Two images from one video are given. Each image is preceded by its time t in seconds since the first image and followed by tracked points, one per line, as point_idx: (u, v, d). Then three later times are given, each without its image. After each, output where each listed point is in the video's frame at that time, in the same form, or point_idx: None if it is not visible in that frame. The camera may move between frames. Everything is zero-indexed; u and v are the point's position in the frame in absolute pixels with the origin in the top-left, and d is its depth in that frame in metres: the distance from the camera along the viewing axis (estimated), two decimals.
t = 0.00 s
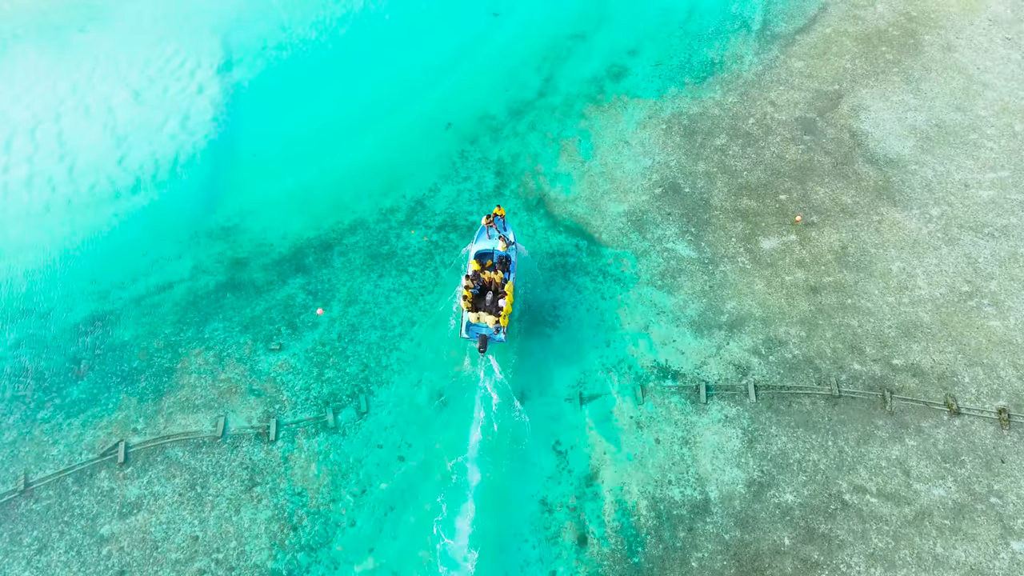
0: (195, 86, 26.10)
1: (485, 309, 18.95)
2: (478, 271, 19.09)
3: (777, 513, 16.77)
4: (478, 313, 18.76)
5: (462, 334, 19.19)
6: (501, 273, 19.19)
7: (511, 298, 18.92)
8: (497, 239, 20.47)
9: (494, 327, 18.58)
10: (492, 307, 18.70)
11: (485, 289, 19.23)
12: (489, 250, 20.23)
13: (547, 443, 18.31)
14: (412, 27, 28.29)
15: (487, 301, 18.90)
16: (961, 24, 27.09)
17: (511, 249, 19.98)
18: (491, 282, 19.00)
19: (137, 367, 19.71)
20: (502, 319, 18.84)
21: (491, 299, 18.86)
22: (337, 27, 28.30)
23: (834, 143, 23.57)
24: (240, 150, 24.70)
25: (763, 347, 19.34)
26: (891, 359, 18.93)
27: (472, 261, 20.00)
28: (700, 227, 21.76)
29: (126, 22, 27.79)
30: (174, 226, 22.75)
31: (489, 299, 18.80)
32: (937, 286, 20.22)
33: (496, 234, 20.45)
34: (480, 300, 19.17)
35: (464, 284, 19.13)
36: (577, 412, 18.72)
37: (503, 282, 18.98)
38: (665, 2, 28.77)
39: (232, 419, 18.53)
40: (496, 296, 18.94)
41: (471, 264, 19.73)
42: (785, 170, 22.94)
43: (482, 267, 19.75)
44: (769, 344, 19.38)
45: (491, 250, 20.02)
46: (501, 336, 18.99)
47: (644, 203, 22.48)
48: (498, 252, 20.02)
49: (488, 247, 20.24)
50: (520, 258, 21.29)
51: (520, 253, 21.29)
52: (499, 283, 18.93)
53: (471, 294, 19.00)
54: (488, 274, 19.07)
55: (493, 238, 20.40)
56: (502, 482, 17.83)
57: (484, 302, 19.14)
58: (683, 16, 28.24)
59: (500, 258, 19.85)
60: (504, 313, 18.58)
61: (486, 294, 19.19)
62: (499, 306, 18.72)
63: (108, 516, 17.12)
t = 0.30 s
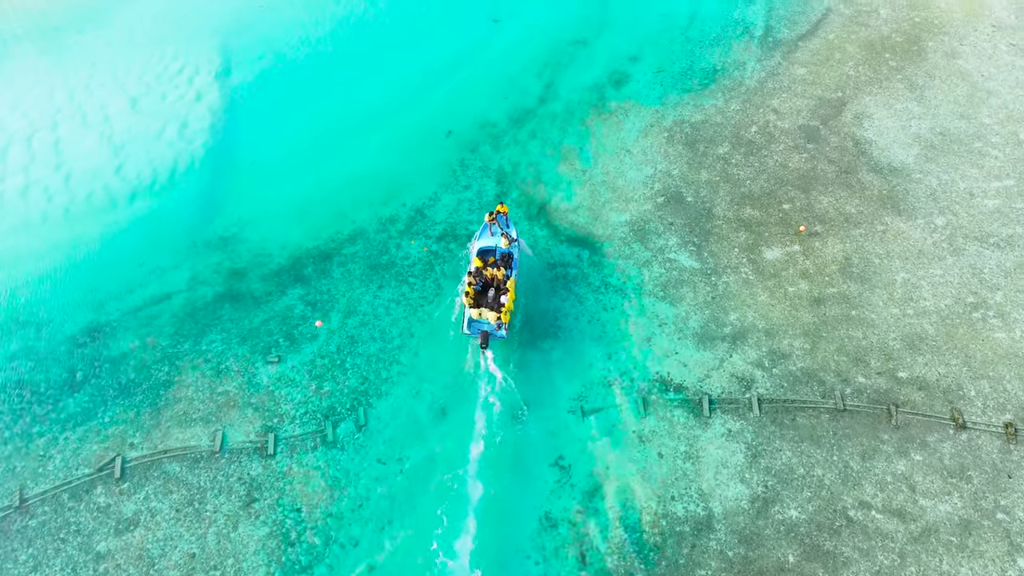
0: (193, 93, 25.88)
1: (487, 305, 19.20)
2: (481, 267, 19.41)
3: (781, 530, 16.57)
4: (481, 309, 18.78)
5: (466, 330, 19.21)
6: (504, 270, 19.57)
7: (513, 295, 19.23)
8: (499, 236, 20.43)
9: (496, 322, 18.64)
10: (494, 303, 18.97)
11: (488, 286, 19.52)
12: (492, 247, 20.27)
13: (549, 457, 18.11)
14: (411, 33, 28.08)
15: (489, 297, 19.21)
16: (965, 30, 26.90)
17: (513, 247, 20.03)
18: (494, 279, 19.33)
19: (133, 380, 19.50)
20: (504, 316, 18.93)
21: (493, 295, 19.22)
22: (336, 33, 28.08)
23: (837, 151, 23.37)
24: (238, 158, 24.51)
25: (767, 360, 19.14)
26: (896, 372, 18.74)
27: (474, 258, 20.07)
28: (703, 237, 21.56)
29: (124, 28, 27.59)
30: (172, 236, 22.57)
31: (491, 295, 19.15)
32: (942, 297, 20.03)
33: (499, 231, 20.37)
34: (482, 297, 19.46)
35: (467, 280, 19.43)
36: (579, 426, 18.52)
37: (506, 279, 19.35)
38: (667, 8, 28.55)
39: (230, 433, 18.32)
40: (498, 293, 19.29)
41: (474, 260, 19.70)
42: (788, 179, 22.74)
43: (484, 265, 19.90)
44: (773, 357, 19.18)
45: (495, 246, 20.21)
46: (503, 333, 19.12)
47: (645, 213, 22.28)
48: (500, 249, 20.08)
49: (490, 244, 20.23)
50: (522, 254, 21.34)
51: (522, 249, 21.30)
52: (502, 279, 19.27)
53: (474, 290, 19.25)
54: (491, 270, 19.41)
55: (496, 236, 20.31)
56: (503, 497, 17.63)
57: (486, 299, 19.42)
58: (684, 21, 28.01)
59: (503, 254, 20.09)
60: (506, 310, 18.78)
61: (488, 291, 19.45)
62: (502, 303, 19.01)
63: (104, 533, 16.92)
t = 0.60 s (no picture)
0: (191, 102, 25.63)
1: (490, 301, 19.09)
2: (484, 264, 19.45)
3: (787, 549, 16.34)
4: (483, 305, 18.64)
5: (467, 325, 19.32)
6: (506, 267, 19.55)
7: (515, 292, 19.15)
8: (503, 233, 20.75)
9: (499, 319, 18.57)
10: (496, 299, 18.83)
11: (491, 282, 19.50)
12: (495, 244, 20.52)
13: (551, 473, 17.86)
14: (411, 41, 27.82)
15: (492, 293, 19.11)
16: (970, 37, 26.66)
17: (516, 243, 20.29)
18: (496, 275, 19.36)
19: (130, 395, 19.26)
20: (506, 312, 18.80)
21: (496, 291, 19.11)
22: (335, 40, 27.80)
23: (842, 161, 23.12)
24: (236, 167, 24.26)
25: (771, 374, 18.90)
26: (902, 387, 18.50)
27: (478, 254, 20.37)
28: (706, 249, 21.32)
29: (122, 36, 27.36)
30: (169, 247, 22.32)
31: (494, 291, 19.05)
32: (949, 310, 19.79)
33: (503, 228, 20.73)
34: (484, 293, 19.38)
35: (470, 276, 19.37)
36: (581, 442, 18.27)
37: (508, 276, 19.30)
38: (669, 14, 28.30)
39: (227, 450, 18.08)
40: (501, 289, 19.21)
41: (477, 256, 20.01)
42: (792, 189, 22.49)
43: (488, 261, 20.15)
44: (778, 371, 18.94)
45: (498, 242, 20.40)
46: (505, 330, 18.99)
47: (648, 223, 22.04)
48: (503, 245, 20.32)
49: (494, 241, 20.55)
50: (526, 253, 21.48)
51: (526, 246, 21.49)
52: (504, 275, 19.26)
53: (476, 286, 19.22)
54: (493, 267, 19.43)
55: (499, 232, 20.65)
56: (505, 514, 17.39)
57: (488, 295, 19.34)
58: (686, 28, 27.77)
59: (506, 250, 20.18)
60: (508, 306, 18.67)
61: (491, 287, 19.41)
62: (504, 299, 18.92)
63: (100, 552, 16.69)
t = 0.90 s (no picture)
0: (189, 110, 25.43)
1: (492, 296, 19.25)
2: (486, 260, 19.58)
3: (792, 566, 16.12)
4: (485, 301, 18.91)
5: (467, 320, 19.44)
6: (509, 263, 19.62)
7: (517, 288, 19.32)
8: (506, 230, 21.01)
9: (500, 314, 18.86)
10: (498, 294, 19.03)
11: (493, 278, 19.60)
12: (498, 240, 20.70)
13: (552, 488, 17.64)
14: (410, 47, 27.61)
15: (494, 289, 19.21)
16: (974, 43, 26.44)
17: (519, 240, 20.48)
18: (499, 271, 19.44)
19: (127, 408, 19.05)
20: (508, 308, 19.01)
21: (499, 287, 19.17)
22: (333, 46, 27.59)
23: (845, 169, 22.91)
24: (235, 176, 24.07)
25: (775, 387, 18.69)
26: (908, 400, 18.29)
27: (481, 250, 20.55)
28: (709, 259, 21.11)
29: (118, 43, 27.12)
30: (166, 257, 22.12)
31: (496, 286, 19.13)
32: (954, 321, 19.58)
33: (506, 224, 21.00)
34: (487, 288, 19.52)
35: (472, 271, 19.53)
36: (583, 456, 18.06)
37: (510, 272, 19.43)
38: (671, 20, 28.09)
39: (225, 464, 17.88)
40: (503, 285, 19.29)
41: (481, 253, 20.20)
42: (796, 198, 22.27)
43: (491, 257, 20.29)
44: (781, 384, 18.73)
45: (501, 239, 20.53)
46: (506, 325, 19.24)
47: (650, 233, 21.83)
48: (506, 241, 20.47)
49: (497, 238, 20.75)
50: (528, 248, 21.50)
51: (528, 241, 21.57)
52: (506, 271, 19.35)
53: (479, 281, 19.32)
54: (496, 263, 19.54)
55: (503, 229, 20.91)
56: (506, 529, 17.15)
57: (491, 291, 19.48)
58: (688, 34, 27.56)
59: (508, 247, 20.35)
60: (510, 301, 18.86)
61: (493, 283, 19.49)
62: (506, 294, 19.03)
63: (96, 569, 16.49)
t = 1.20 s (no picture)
0: (187, 118, 25.20)
1: (495, 293, 19.16)
2: (490, 256, 19.53)
3: None
4: (487, 296, 18.92)
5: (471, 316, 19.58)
6: (512, 259, 19.61)
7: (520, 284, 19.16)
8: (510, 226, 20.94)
9: (503, 310, 18.80)
10: (500, 290, 18.94)
11: (496, 274, 19.50)
12: (502, 237, 20.74)
13: (554, 506, 17.41)
14: (410, 54, 27.36)
15: (497, 285, 19.13)
16: (979, 51, 26.20)
17: (523, 236, 20.49)
18: (502, 267, 19.36)
19: (123, 423, 18.81)
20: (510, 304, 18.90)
21: (501, 282, 19.11)
22: (333, 53, 27.34)
23: (850, 179, 22.67)
24: (233, 185, 23.86)
25: (780, 403, 18.45)
26: (914, 416, 18.05)
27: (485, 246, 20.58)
28: (712, 271, 20.88)
29: (115, 48, 26.83)
30: (164, 268, 21.90)
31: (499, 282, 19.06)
32: (961, 335, 19.35)
33: (510, 221, 20.92)
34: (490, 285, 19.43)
35: (475, 267, 19.42)
36: (586, 473, 17.82)
37: (514, 268, 19.30)
38: (673, 27, 27.85)
39: (223, 481, 17.65)
40: (506, 281, 19.24)
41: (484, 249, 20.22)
42: (800, 209, 22.03)
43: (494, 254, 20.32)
44: (786, 399, 18.49)
45: (504, 236, 20.56)
46: (508, 321, 19.18)
47: (653, 244, 21.60)
48: (510, 238, 20.52)
49: (501, 234, 20.75)
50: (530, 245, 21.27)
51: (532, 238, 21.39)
52: (509, 268, 19.27)
53: (482, 277, 19.21)
54: (499, 259, 19.47)
55: (506, 225, 20.86)
56: (507, 549, 16.90)
57: (494, 287, 19.37)
58: (691, 41, 27.32)
59: (512, 244, 20.36)
60: (512, 298, 18.71)
61: (496, 279, 19.41)
62: (509, 291, 18.90)
63: None
